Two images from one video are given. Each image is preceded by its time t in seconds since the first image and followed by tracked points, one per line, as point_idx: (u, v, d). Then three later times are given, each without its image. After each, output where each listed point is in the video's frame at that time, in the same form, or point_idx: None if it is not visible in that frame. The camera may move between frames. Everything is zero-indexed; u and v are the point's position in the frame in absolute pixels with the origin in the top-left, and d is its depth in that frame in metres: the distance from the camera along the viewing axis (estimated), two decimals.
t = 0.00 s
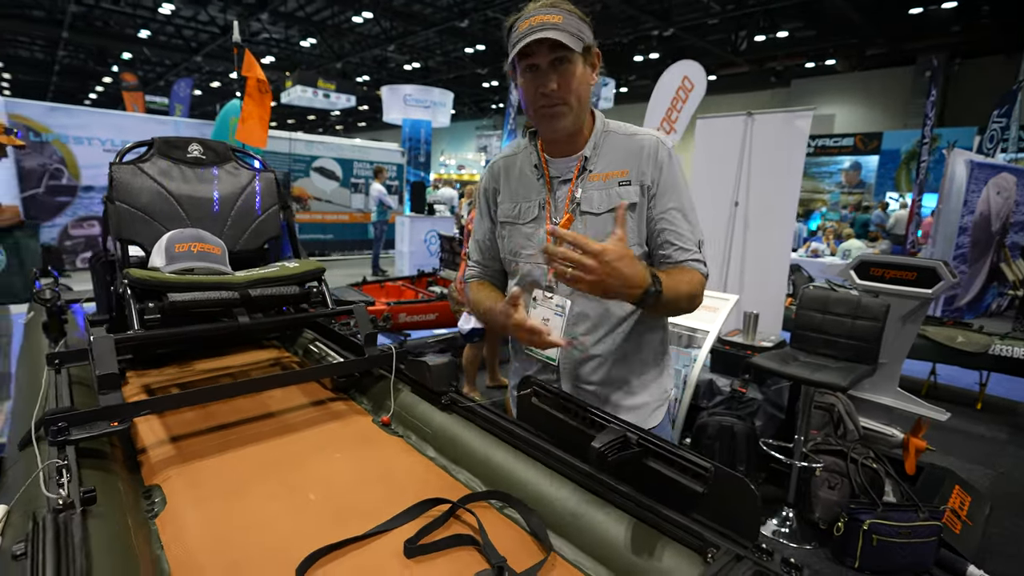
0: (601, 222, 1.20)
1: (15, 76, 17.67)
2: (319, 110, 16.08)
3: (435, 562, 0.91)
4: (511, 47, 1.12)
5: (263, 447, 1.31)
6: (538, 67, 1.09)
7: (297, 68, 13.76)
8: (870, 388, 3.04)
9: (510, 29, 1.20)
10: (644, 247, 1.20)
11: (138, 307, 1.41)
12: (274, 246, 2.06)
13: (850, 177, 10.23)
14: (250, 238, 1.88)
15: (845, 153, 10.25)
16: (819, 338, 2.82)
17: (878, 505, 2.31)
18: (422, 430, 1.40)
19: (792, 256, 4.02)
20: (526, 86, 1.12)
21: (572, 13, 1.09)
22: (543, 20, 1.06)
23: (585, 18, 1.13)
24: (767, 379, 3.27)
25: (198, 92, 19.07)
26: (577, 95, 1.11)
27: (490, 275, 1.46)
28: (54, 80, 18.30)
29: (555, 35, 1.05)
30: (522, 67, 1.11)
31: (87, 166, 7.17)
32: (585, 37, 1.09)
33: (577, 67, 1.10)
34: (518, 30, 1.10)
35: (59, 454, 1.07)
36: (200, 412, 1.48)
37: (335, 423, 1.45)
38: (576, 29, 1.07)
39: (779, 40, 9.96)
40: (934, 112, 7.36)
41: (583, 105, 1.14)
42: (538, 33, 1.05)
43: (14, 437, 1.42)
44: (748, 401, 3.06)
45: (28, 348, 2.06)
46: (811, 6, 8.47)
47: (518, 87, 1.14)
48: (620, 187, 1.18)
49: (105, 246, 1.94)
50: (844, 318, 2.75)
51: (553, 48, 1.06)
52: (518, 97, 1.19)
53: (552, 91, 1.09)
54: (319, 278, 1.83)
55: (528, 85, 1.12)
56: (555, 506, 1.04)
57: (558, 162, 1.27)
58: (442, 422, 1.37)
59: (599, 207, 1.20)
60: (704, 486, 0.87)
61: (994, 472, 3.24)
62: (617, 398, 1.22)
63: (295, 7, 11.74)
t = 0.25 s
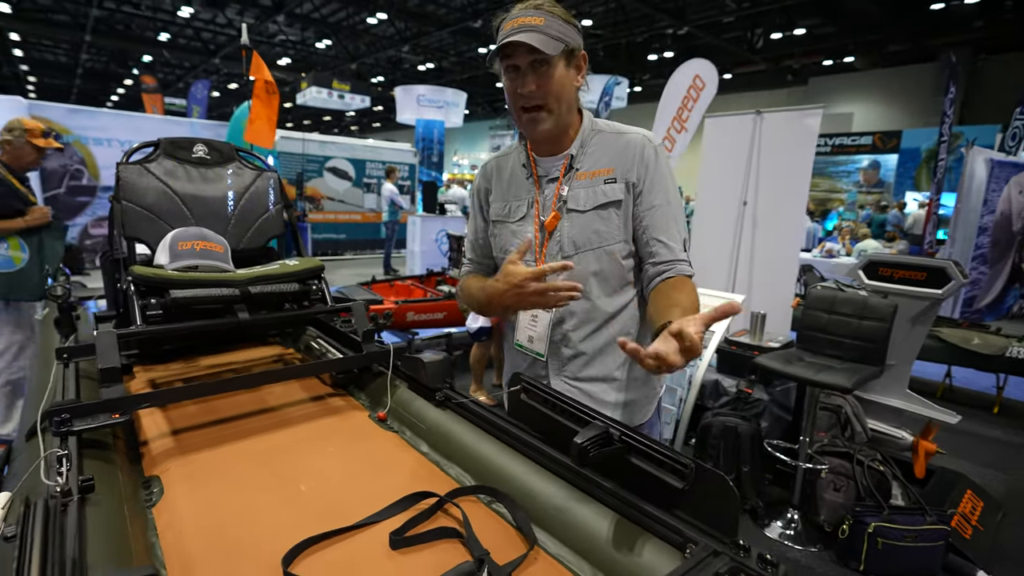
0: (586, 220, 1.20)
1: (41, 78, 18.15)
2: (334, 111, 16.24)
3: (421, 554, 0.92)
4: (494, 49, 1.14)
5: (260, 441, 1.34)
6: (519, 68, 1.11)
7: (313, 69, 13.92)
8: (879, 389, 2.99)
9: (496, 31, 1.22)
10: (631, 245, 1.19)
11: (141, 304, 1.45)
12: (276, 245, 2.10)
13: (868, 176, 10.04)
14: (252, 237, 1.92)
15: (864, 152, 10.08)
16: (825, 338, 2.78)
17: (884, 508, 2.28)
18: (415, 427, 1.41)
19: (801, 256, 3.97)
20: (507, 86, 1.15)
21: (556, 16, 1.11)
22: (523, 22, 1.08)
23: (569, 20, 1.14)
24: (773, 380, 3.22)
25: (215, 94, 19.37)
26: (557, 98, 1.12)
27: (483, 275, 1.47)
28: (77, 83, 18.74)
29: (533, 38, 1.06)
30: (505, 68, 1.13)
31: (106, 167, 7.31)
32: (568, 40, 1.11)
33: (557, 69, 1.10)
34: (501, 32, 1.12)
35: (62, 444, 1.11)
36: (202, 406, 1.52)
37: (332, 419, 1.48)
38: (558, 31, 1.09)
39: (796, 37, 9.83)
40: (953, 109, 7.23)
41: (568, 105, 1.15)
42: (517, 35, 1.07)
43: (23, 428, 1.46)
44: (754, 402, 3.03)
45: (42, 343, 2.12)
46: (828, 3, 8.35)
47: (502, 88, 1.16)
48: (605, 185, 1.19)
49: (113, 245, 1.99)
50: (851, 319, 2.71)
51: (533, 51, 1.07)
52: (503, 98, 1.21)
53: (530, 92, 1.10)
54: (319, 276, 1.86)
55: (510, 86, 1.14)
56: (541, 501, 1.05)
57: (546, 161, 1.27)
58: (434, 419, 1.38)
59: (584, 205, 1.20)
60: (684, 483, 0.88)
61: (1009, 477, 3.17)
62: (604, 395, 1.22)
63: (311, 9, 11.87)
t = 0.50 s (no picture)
0: (592, 219, 1.21)
1: (80, 86, 18.90)
2: (357, 114, 16.48)
3: (425, 545, 0.95)
4: (505, 52, 1.15)
5: (276, 434, 1.38)
6: (528, 75, 1.10)
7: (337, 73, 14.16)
8: (904, 392, 2.98)
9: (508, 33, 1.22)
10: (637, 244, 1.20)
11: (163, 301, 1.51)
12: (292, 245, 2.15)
13: (899, 174, 9.75)
14: (271, 237, 1.98)
15: (894, 149, 9.80)
16: (845, 340, 2.73)
17: (905, 513, 2.23)
18: (425, 422, 1.44)
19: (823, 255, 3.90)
20: (516, 91, 1.15)
21: (570, 23, 1.09)
22: (535, 30, 1.08)
23: (585, 25, 1.12)
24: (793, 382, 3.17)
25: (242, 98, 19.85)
26: (565, 104, 1.13)
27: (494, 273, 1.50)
28: (113, 90, 19.44)
29: (544, 46, 1.06)
30: (515, 73, 1.13)
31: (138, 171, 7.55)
32: (579, 47, 1.10)
33: (567, 78, 1.11)
34: (513, 36, 1.12)
35: (88, 434, 1.16)
36: (221, 400, 1.57)
37: (345, 414, 1.52)
38: (569, 40, 1.08)
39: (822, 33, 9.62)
40: (987, 104, 7.00)
41: (577, 108, 1.16)
42: (528, 42, 1.07)
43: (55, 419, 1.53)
44: (772, 403, 2.99)
45: (74, 340, 2.22)
46: None
47: (512, 92, 1.17)
48: (612, 184, 1.19)
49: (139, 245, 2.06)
50: (872, 319, 2.65)
51: (540, 65, 1.07)
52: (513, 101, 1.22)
53: (537, 102, 1.12)
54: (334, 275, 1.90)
55: (519, 90, 1.14)
56: (546, 496, 1.06)
57: (555, 160, 1.28)
58: (444, 415, 1.41)
59: (590, 204, 1.20)
60: (684, 479, 0.89)
61: None
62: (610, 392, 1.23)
63: (335, 14, 12.09)
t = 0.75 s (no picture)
0: (599, 218, 1.21)
1: (105, 91, 19.40)
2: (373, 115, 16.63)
3: (433, 539, 0.96)
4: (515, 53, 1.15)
5: (289, 430, 1.41)
6: (537, 74, 1.12)
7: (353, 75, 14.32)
8: (924, 394, 2.92)
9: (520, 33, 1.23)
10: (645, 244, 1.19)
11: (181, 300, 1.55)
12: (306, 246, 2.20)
13: (921, 172, 9.53)
14: (286, 237, 2.02)
15: (917, 146, 9.59)
16: (862, 340, 2.69)
17: (922, 516, 2.19)
18: (435, 420, 1.46)
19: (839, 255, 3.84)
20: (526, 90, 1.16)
21: (578, 21, 1.09)
22: (544, 29, 1.09)
23: (593, 25, 1.12)
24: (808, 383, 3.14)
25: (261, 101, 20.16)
26: (573, 103, 1.13)
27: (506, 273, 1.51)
28: (136, 94, 19.89)
29: (552, 47, 1.07)
30: (525, 72, 1.14)
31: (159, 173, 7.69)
32: (588, 46, 1.10)
33: (576, 77, 1.11)
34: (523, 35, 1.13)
35: (109, 428, 1.20)
36: (236, 397, 1.61)
37: (357, 410, 1.55)
38: (577, 38, 1.08)
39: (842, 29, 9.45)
40: (1012, 100, 6.82)
41: (585, 107, 1.16)
42: (536, 42, 1.08)
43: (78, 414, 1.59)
44: (787, 404, 2.95)
45: (97, 337, 2.29)
46: None
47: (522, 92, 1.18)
48: (619, 184, 1.19)
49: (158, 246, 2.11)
50: (889, 320, 2.61)
51: (550, 62, 1.08)
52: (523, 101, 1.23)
53: (546, 99, 1.13)
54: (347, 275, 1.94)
55: (528, 90, 1.15)
56: (552, 493, 1.07)
57: (565, 160, 1.29)
58: (453, 412, 1.43)
59: (598, 204, 1.20)
60: (687, 477, 0.89)
61: None
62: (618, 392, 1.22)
63: (351, 17, 12.21)
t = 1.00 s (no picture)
0: (609, 220, 1.21)
1: (122, 93, 19.73)
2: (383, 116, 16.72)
3: (439, 535, 0.98)
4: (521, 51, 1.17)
5: (298, 427, 1.43)
6: (540, 70, 1.13)
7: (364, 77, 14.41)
8: (936, 396, 2.88)
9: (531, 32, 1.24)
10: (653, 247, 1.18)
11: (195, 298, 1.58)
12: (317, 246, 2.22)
13: (937, 172, 9.38)
14: (297, 237, 2.04)
15: (932, 146, 9.45)
16: (874, 342, 2.66)
17: (935, 520, 2.18)
18: (443, 418, 1.48)
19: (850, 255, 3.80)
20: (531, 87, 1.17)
21: (580, 19, 1.11)
22: (547, 27, 1.10)
23: (600, 22, 1.13)
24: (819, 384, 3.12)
25: (273, 103, 20.35)
26: (574, 100, 1.14)
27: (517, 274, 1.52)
28: (151, 96, 20.19)
29: (553, 43, 1.08)
30: (531, 69, 1.16)
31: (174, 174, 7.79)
32: (592, 43, 1.10)
33: (578, 74, 1.12)
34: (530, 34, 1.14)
35: (124, 423, 1.23)
36: (247, 394, 1.63)
37: (366, 408, 1.56)
38: (580, 35, 1.09)
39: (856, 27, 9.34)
40: None
41: (593, 106, 1.16)
42: (541, 40, 1.09)
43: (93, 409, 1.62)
44: (797, 406, 2.93)
45: (113, 335, 2.33)
46: None
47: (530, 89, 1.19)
48: (628, 186, 1.18)
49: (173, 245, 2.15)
50: (901, 321, 2.58)
51: (548, 59, 1.09)
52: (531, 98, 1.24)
53: (548, 96, 1.14)
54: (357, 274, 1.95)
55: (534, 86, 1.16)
56: (558, 491, 1.08)
57: (575, 162, 1.30)
58: (461, 411, 1.44)
59: (607, 206, 1.20)
60: (692, 475, 0.89)
61: None
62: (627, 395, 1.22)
63: (362, 19, 12.30)
